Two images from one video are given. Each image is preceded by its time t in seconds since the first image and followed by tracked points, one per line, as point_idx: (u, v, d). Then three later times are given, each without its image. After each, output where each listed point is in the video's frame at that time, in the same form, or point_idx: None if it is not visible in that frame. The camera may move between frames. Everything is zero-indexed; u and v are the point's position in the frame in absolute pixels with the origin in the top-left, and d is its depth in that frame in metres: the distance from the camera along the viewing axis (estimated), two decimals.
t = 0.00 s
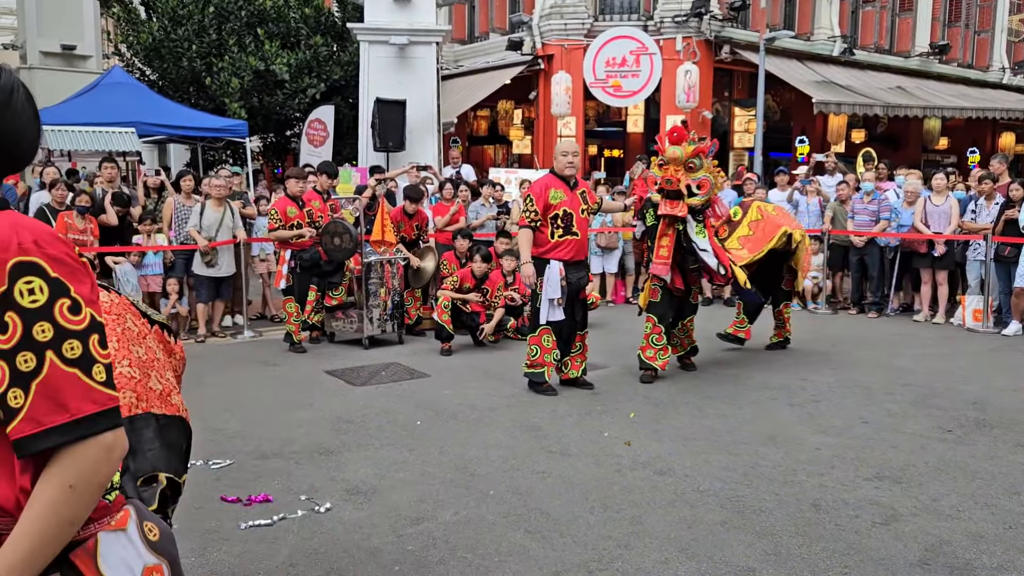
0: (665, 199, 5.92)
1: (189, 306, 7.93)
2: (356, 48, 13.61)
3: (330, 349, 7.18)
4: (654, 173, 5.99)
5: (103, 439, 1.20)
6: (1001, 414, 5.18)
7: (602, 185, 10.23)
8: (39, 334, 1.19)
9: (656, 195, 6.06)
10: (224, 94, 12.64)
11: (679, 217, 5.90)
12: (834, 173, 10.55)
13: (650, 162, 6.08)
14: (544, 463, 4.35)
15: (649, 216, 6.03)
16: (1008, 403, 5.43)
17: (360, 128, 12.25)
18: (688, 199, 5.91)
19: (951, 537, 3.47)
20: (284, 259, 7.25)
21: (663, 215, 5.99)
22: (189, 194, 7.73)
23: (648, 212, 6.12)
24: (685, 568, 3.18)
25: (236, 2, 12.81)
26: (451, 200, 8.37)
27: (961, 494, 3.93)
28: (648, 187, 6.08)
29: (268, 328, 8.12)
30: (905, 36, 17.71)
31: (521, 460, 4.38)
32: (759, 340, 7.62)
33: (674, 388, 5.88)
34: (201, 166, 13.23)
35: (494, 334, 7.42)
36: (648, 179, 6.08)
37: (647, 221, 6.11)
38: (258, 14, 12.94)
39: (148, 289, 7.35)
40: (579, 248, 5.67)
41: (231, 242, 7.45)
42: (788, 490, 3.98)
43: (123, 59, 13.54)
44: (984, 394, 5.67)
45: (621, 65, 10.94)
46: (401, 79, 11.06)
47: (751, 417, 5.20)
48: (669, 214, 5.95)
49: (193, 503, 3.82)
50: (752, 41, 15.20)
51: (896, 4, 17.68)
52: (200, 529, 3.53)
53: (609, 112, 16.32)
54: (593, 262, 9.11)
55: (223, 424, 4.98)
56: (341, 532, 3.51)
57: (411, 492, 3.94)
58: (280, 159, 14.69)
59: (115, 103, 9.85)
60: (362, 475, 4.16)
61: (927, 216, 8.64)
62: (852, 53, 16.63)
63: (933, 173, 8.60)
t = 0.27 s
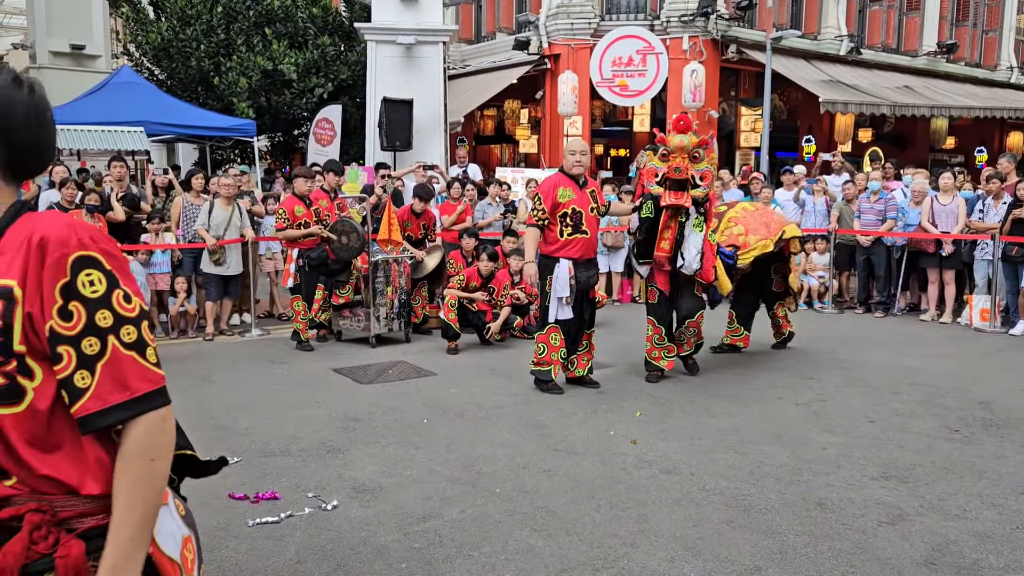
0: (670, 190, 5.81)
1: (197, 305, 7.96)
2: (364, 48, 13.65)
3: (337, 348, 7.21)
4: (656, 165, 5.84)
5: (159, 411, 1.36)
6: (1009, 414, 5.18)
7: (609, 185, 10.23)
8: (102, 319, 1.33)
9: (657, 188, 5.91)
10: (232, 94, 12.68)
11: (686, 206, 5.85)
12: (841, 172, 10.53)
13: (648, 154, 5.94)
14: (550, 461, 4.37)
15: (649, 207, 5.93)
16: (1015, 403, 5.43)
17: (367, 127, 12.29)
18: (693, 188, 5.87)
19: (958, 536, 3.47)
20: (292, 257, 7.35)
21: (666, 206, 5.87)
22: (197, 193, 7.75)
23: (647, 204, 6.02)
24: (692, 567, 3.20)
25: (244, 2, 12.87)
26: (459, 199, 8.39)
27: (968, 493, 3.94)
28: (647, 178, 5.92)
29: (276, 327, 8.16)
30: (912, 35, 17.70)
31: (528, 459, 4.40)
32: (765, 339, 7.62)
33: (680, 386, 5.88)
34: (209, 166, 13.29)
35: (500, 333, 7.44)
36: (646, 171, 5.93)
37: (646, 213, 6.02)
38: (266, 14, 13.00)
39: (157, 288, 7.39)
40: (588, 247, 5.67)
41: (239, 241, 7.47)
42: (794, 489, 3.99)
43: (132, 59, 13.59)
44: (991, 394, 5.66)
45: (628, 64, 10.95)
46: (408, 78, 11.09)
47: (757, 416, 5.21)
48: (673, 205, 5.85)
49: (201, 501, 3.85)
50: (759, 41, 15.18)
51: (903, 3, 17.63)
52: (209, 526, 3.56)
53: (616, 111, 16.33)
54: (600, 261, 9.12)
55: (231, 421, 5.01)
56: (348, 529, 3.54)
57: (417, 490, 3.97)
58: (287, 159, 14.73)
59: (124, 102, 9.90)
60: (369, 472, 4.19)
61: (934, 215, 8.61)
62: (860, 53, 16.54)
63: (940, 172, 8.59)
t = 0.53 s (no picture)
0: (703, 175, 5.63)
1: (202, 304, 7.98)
2: (369, 48, 13.68)
3: (342, 347, 7.22)
4: (680, 156, 5.67)
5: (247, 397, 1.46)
6: (1017, 415, 5.15)
7: (614, 184, 10.23)
8: (212, 310, 1.42)
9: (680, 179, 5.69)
10: (238, 94, 12.69)
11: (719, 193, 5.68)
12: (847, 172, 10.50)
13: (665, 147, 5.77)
14: (556, 461, 4.37)
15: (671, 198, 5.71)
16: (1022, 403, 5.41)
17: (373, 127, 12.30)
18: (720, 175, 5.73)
19: (965, 538, 3.46)
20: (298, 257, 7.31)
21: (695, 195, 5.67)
22: (202, 193, 7.77)
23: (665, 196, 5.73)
24: (697, 567, 3.19)
25: (251, 2, 12.89)
26: (465, 199, 8.39)
27: (975, 495, 3.92)
28: (668, 171, 5.71)
29: (282, 326, 8.18)
30: (919, 35, 17.56)
31: (533, 458, 4.40)
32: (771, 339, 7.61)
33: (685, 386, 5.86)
34: (215, 165, 13.32)
35: (505, 332, 7.44)
36: (666, 165, 5.73)
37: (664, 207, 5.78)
38: (272, 14, 13.03)
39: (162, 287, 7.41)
40: (594, 246, 5.67)
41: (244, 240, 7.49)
42: (800, 490, 3.98)
43: (138, 59, 13.62)
44: (998, 394, 5.65)
45: (633, 64, 10.93)
46: (414, 78, 11.10)
47: (762, 416, 5.20)
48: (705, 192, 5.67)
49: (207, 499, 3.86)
50: (765, 41, 15.17)
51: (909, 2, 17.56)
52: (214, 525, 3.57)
53: (621, 111, 16.33)
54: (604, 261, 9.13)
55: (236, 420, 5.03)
56: (353, 528, 3.54)
57: (422, 489, 3.97)
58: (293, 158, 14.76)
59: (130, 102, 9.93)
60: (374, 471, 4.19)
61: (940, 215, 8.58)
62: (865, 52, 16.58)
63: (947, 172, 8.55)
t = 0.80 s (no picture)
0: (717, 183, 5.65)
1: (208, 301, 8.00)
2: (375, 47, 13.70)
3: (348, 346, 7.23)
4: (693, 161, 5.67)
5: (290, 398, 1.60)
6: None
7: (619, 182, 10.23)
8: (273, 317, 1.57)
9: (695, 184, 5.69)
10: (244, 92, 12.71)
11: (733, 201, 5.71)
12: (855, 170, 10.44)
13: (678, 150, 5.75)
14: (562, 459, 4.37)
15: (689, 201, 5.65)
16: None
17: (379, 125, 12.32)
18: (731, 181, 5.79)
19: (972, 537, 3.45)
20: (304, 255, 7.40)
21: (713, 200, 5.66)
22: (209, 191, 7.78)
23: (682, 198, 5.71)
24: (703, 566, 3.19)
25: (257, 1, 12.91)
26: (472, 197, 8.40)
27: (982, 494, 3.91)
28: (681, 175, 5.71)
29: (288, 324, 8.21)
30: (926, 33, 17.55)
31: (539, 456, 4.40)
32: (777, 337, 7.59)
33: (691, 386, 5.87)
34: (221, 164, 13.35)
35: (511, 331, 7.44)
36: (679, 168, 5.72)
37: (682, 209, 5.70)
38: (278, 13, 13.02)
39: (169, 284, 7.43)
40: (598, 245, 5.66)
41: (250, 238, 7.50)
42: (806, 489, 3.98)
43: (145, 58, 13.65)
44: (1006, 393, 5.63)
45: (639, 62, 10.92)
46: (420, 76, 11.10)
47: (768, 415, 5.20)
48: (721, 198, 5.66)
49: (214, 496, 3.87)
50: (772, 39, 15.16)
51: None
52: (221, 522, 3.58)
53: (627, 109, 16.34)
54: (610, 259, 9.13)
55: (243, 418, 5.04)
56: (359, 526, 3.55)
57: (428, 488, 3.98)
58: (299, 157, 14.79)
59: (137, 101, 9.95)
60: (381, 470, 4.20)
61: (948, 213, 8.54)
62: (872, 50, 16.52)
63: (954, 170, 8.52)
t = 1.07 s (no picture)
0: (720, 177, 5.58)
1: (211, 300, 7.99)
2: (379, 45, 13.69)
3: (352, 345, 7.22)
4: (696, 154, 5.59)
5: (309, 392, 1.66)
6: None
7: (623, 181, 10.20)
8: (298, 315, 1.63)
9: (697, 178, 5.61)
10: (248, 91, 12.68)
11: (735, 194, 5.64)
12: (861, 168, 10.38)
13: (682, 142, 5.68)
14: (565, 459, 4.35)
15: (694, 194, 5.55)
16: None
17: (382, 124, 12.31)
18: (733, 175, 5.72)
19: (978, 537, 3.42)
20: (307, 254, 7.36)
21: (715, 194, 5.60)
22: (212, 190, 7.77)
23: (687, 189, 5.61)
24: (707, 566, 3.17)
25: None
26: (477, 196, 8.38)
27: (988, 494, 3.88)
28: (683, 168, 5.62)
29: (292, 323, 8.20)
30: (933, 30, 17.43)
31: (543, 456, 4.38)
32: (782, 337, 7.56)
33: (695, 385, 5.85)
34: (225, 163, 13.34)
35: (515, 330, 7.43)
36: (682, 161, 5.63)
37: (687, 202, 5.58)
38: (281, 12, 13.04)
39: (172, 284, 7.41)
40: (596, 245, 5.63)
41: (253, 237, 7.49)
42: (811, 488, 3.95)
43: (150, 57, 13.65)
44: (1012, 393, 5.59)
45: (644, 61, 10.89)
46: (423, 75, 11.08)
47: (773, 414, 5.17)
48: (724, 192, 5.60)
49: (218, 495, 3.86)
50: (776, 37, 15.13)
51: None
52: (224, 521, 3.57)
53: (631, 107, 16.32)
54: (615, 258, 9.10)
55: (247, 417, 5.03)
56: (362, 525, 3.54)
57: (431, 487, 3.96)
58: (303, 156, 14.78)
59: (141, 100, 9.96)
60: (384, 469, 4.19)
61: (954, 212, 8.48)
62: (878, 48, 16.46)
63: (961, 168, 8.47)
